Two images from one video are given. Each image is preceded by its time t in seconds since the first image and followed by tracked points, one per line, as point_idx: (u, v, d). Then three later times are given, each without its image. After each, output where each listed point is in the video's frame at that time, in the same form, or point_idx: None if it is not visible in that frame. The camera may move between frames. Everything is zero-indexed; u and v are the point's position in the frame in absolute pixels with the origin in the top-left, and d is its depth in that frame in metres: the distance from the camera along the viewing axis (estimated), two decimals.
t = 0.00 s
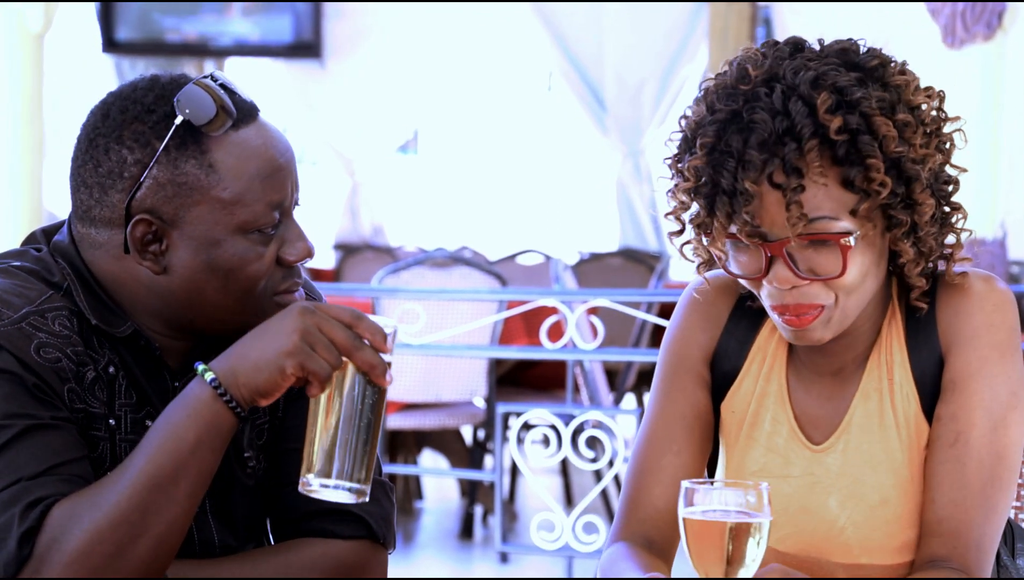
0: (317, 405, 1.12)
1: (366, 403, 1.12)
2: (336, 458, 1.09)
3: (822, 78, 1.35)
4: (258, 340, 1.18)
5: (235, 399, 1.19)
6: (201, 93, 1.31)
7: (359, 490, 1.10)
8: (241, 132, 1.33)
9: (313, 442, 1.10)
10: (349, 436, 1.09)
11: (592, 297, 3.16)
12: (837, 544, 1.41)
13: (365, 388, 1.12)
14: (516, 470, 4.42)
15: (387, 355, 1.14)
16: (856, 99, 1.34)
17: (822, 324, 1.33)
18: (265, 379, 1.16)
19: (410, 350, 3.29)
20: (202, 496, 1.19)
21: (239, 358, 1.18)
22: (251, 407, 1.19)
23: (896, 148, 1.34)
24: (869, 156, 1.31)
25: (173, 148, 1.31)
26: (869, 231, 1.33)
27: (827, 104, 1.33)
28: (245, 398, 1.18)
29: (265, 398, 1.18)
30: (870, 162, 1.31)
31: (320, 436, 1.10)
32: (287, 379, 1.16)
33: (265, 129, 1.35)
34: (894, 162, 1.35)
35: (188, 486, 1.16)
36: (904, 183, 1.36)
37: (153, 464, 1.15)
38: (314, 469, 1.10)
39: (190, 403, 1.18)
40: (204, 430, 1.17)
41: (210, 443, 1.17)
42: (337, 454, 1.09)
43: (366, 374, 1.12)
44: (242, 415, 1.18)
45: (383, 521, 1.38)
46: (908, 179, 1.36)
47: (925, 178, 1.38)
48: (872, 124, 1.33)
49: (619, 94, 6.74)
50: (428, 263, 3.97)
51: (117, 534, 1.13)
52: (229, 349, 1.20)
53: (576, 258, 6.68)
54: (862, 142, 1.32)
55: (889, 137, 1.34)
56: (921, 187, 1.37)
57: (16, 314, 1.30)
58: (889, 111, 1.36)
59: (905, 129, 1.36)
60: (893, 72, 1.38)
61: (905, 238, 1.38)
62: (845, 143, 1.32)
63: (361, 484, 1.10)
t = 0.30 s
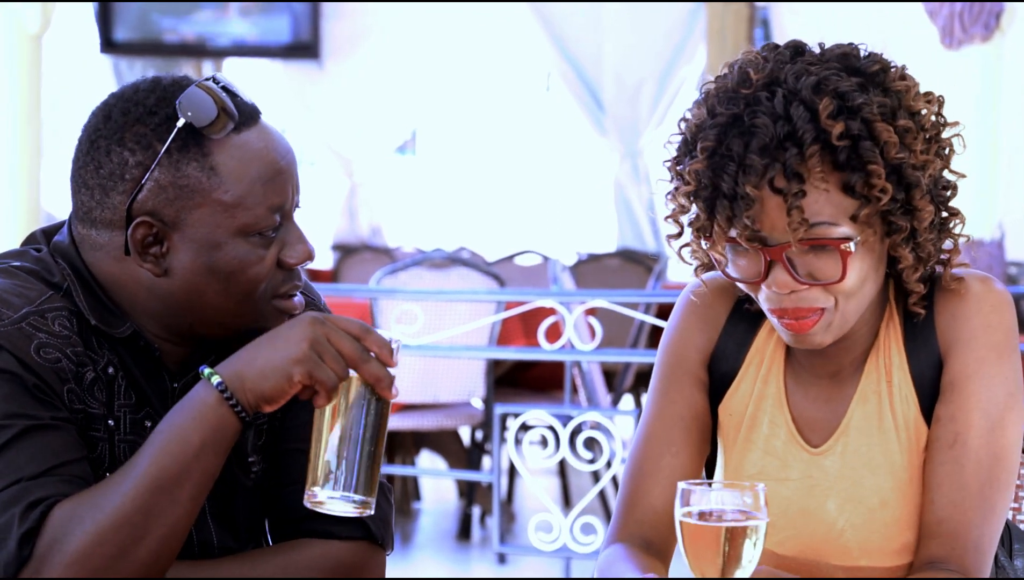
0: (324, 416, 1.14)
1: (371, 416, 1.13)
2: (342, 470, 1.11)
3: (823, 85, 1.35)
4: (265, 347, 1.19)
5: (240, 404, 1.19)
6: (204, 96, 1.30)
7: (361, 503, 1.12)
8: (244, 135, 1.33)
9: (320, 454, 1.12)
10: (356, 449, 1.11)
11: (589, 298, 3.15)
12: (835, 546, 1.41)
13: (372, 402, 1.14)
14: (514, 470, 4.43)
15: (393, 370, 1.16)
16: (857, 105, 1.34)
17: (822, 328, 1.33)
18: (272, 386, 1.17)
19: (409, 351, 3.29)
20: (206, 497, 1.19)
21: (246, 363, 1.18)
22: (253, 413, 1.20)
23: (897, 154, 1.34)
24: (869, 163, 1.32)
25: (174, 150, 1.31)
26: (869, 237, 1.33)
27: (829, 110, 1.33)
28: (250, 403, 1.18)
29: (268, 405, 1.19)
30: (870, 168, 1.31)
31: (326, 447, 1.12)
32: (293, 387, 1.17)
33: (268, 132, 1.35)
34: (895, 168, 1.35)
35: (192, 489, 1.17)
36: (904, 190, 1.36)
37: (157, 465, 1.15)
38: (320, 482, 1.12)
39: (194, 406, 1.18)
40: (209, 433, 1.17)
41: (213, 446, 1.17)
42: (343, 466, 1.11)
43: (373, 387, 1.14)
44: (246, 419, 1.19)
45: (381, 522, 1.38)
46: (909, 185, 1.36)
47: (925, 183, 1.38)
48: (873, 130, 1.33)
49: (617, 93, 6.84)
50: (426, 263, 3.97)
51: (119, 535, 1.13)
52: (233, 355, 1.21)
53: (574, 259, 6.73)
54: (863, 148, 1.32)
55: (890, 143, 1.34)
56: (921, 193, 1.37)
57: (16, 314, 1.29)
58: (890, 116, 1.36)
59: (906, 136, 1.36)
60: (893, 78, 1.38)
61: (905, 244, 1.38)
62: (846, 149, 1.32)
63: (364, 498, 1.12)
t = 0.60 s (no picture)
0: (323, 417, 1.14)
1: (367, 417, 1.14)
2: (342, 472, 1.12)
3: (824, 86, 1.36)
4: (263, 347, 1.19)
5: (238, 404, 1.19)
6: (207, 99, 1.30)
7: (361, 504, 1.13)
8: (246, 139, 1.33)
9: (321, 456, 1.12)
10: (355, 451, 1.12)
11: (587, 299, 3.15)
12: (833, 547, 1.41)
13: (371, 402, 1.15)
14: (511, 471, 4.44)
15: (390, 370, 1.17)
16: (858, 106, 1.34)
17: (820, 329, 1.33)
18: (270, 387, 1.17)
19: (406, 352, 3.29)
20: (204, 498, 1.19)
21: (244, 365, 1.18)
22: (251, 414, 1.20)
23: (898, 156, 1.34)
24: (870, 165, 1.32)
25: (176, 153, 1.31)
26: (868, 239, 1.33)
27: (830, 111, 1.33)
28: (248, 404, 1.18)
29: (265, 405, 1.19)
30: (871, 170, 1.31)
31: (326, 449, 1.12)
32: (291, 388, 1.17)
33: (270, 136, 1.35)
34: (895, 169, 1.35)
35: (189, 490, 1.17)
36: (904, 192, 1.37)
37: (156, 466, 1.15)
38: (319, 484, 1.13)
39: (192, 406, 1.18)
40: (207, 435, 1.17)
41: (211, 447, 1.17)
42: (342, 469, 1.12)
43: (372, 388, 1.14)
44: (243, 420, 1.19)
45: (378, 522, 1.38)
46: (909, 188, 1.37)
47: (925, 186, 1.38)
48: (874, 131, 1.34)
49: (613, 95, 6.85)
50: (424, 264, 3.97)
51: (117, 536, 1.13)
52: (230, 356, 1.21)
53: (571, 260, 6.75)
54: (864, 149, 1.32)
55: (891, 145, 1.34)
56: (921, 196, 1.37)
57: (15, 315, 1.29)
58: (891, 118, 1.36)
59: (906, 138, 1.36)
60: (894, 80, 1.39)
61: (905, 247, 1.39)
62: (847, 151, 1.32)
63: (363, 499, 1.13)
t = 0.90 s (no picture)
0: (324, 421, 1.17)
1: (367, 421, 1.16)
2: (344, 475, 1.13)
3: (823, 87, 1.38)
4: (266, 351, 1.21)
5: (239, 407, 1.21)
6: (213, 106, 1.33)
7: (361, 509, 1.15)
8: (251, 145, 1.35)
9: (322, 460, 1.14)
10: (356, 455, 1.13)
11: (584, 300, 3.16)
12: (828, 545, 1.44)
13: (373, 406, 1.17)
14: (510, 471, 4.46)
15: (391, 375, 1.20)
16: (856, 107, 1.36)
17: (819, 329, 1.35)
18: (272, 390, 1.20)
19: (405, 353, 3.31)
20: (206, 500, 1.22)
21: (246, 368, 1.21)
22: (252, 416, 1.22)
23: (895, 157, 1.37)
24: (868, 165, 1.34)
25: (182, 160, 1.33)
26: (865, 240, 1.36)
27: (828, 112, 1.35)
28: (250, 406, 1.21)
29: (266, 408, 1.21)
30: (869, 171, 1.34)
31: (327, 452, 1.14)
32: (293, 392, 1.20)
33: (274, 143, 1.38)
34: (892, 171, 1.38)
35: (191, 492, 1.19)
36: (901, 193, 1.39)
37: (158, 468, 1.17)
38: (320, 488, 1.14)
39: (193, 409, 1.20)
40: (210, 436, 1.19)
41: (213, 450, 1.20)
42: (344, 472, 1.13)
43: (373, 392, 1.17)
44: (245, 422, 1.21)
45: (378, 522, 1.40)
46: (906, 189, 1.39)
47: (921, 187, 1.40)
48: (872, 133, 1.36)
49: (611, 97, 6.86)
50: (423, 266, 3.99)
51: (119, 537, 1.15)
52: (232, 359, 1.24)
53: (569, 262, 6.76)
54: (861, 150, 1.34)
55: (888, 146, 1.36)
56: (918, 198, 1.39)
57: (22, 318, 1.32)
58: (888, 120, 1.38)
59: (904, 139, 1.38)
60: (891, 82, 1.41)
61: (901, 248, 1.41)
62: (845, 152, 1.34)
63: (363, 504, 1.15)
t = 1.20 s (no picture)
0: (336, 421, 1.29)
1: (376, 424, 1.28)
2: (352, 474, 1.25)
3: (810, 97, 1.50)
4: (282, 356, 1.35)
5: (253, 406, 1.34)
6: (226, 115, 1.45)
7: (369, 507, 1.27)
8: (264, 154, 1.48)
9: (332, 460, 1.25)
10: (364, 455, 1.25)
11: (580, 302, 3.29)
12: (814, 537, 1.56)
13: (381, 408, 1.29)
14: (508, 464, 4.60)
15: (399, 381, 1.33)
16: (841, 117, 1.49)
17: (804, 327, 1.48)
18: (286, 392, 1.33)
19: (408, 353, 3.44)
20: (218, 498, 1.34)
21: (262, 371, 1.34)
22: (266, 416, 1.35)
23: (878, 165, 1.49)
24: (852, 173, 1.46)
25: (198, 167, 1.45)
26: (848, 244, 1.48)
27: (815, 121, 1.47)
28: (264, 407, 1.34)
29: (279, 409, 1.35)
30: (853, 178, 1.46)
31: (337, 450, 1.26)
32: (305, 393, 1.33)
33: (286, 152, 1.51)
34: (875, 178, 1.51)
35: (203, 489, 1.31)
36: (884, 199, 1.52)
37: (175, 465, 1.30)
38: (331, 488, 1.26)
39: (212, 409, 1.33)
40: (223, 436, 1.32)
41: (226, 449, 1.32)
42: (352, 469, 1.24)
43: (381, 396, 1.30)
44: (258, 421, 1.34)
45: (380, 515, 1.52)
46: (889, 196, 1.52)
47: (902, 193, 1.53)
48: (857, 141, 1.48)
49: (607, 106, 6.96)
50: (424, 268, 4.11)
51: (136, 530, 1.27)
52: (247, 362, 1.37)
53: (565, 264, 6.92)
54: (847, 157, 1.46)
55: (872, 154, 1.48)
56: (900, 204, 1.52)
57: (44, 318, 1.45)
58: (872, 129, 1.50)
59: (887, 148, 1.51)
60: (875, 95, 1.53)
61: (884, 251, 1.54)
62: (831, 159, 1.46)
63: (372, 502, 1.27)
